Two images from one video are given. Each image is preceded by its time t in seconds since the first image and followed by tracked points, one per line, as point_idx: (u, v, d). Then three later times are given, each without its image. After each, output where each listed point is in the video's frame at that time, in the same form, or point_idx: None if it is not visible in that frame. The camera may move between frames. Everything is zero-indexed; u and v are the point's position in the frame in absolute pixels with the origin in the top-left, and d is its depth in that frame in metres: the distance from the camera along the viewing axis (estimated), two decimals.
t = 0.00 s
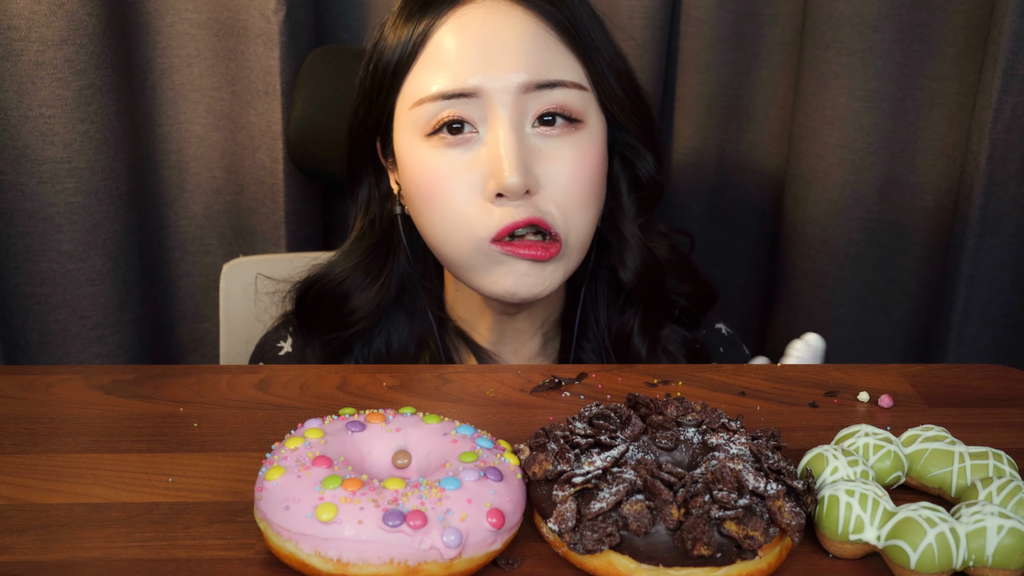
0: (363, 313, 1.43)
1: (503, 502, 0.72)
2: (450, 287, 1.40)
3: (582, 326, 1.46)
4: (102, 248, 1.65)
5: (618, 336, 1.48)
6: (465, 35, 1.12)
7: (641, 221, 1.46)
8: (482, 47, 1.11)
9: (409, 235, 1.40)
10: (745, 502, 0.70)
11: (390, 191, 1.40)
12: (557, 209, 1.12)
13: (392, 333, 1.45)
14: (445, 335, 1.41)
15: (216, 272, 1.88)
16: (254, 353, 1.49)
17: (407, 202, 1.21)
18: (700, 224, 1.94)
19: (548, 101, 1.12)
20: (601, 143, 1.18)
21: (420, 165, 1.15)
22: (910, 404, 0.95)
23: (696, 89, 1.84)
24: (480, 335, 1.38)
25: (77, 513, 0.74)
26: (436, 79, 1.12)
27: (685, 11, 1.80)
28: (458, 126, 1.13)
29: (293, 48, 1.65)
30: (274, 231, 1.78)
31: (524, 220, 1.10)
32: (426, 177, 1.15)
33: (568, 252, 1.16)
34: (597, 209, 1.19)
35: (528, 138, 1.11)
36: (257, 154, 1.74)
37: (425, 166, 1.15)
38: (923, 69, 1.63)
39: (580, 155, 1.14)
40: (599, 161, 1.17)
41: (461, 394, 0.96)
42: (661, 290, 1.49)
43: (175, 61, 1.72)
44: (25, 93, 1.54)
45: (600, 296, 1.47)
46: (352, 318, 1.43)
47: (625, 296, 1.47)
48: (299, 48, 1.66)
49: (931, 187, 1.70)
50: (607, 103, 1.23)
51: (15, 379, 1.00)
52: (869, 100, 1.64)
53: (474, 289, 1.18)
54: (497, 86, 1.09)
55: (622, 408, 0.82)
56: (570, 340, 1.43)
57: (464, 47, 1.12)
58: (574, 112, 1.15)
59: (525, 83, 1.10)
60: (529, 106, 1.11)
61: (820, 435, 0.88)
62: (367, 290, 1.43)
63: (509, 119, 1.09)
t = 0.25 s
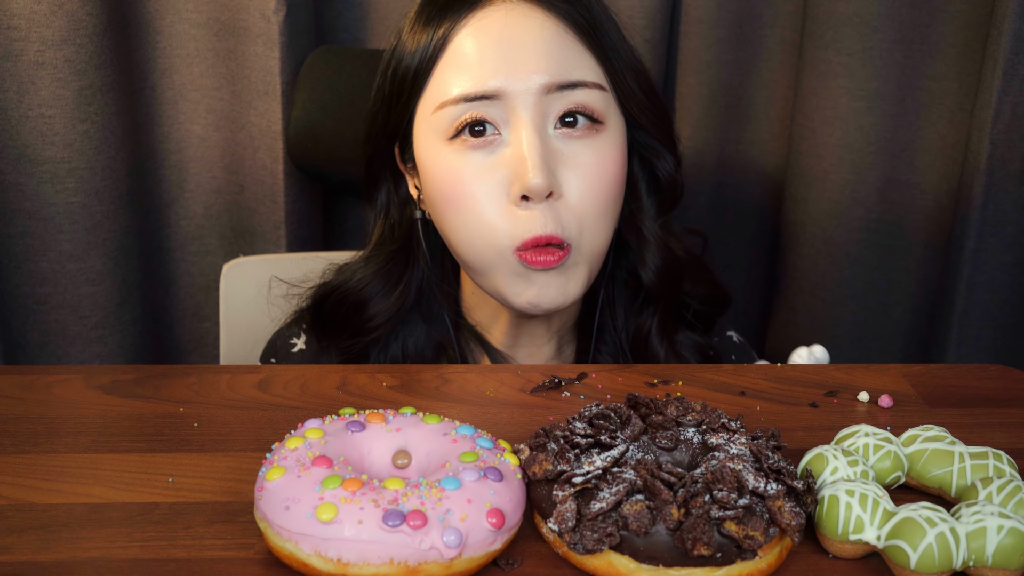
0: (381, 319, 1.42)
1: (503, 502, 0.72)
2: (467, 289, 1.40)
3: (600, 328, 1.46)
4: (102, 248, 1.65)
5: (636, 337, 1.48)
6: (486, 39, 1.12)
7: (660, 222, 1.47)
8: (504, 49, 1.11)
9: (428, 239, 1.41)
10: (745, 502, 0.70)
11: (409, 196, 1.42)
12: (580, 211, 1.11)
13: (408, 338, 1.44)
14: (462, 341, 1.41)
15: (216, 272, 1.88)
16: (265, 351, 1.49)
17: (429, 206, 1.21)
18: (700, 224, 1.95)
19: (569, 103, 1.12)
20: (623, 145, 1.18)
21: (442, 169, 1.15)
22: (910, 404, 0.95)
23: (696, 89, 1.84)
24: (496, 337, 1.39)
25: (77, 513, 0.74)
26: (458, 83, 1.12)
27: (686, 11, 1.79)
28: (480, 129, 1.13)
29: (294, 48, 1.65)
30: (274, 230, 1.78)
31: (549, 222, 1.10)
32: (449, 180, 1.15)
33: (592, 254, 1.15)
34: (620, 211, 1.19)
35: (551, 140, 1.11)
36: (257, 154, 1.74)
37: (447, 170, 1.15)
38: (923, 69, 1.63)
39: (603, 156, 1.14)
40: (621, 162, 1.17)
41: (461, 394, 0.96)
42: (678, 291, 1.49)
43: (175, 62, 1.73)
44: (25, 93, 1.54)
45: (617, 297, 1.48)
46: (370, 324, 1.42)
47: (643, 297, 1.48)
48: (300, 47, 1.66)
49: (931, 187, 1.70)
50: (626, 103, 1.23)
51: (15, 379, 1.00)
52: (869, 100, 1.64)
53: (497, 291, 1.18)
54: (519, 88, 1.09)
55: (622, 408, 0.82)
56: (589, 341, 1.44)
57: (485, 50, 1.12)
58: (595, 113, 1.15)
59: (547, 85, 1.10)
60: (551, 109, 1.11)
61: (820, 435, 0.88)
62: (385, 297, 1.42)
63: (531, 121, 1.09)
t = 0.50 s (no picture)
0: (392, 318, 1.43)
1: (503, 502, 0.72)
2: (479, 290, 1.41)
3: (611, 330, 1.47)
4: (102, 248, 1.65)
5: (648, 340, 1.48)
6: (498, 40, 1.12)
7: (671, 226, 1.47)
8: (516, 51, 1.10)
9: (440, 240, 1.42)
10: (745, 502, 0.70)
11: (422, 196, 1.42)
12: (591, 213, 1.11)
13: (420, 338, 1.44)
14: (473, 339, 1.42)
15: (216, 272, 1.88)
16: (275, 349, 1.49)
17: (441, 207, 1.22)
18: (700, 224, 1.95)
19: (581, 105, 1.12)
20: (635, 146, 1.18)
21: (454, 171, 1.16)
22: (910, 404, 0.95)
23: (696, 89, 1.83)
24: (508, 337, 1.40)
25: (77, 513, 0.74)
26: (469, 84, 1.12)
27: (686, 11, 1.79)
28: (492, 130, 1.13)
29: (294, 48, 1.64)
30: (274, 230, 1.78)
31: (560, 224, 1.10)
32: (460, 182, 1.15)
33: (603, 256, 1.15)
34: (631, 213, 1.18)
35: (562, 142, 1.10)
36: (257, 154, 1.74)
37: (459, 172, 1.15)
38: (923, 69, 1.63)
39: (614, 158, 1.13)
40: (632, 164, 1.17)
41: (462, 394, 0.96)
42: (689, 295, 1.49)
43: (175, 61, 1.73)
44: (25, 93, 1.54)
45: (628, 300, 1.48)
46: (382, 323, 1.43)
47: (655, 300, 1.48)
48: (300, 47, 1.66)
49: (931, 187, 1.70)
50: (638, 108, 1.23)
51: (15, 378, 1.00)
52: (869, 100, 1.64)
53: (508, 292, 1.18)
54: (531, 90, 1.09)
55: (622, 408, 0.82)
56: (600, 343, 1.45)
57: (497, 51, 1.12)
58: (607, 115, 1.15)
59: (558, 87, 1.09)
60: (563, 111, 1.10)
61: (820, 435, 0.88)
62: (397, 295, 1.43)
63: (542, 123, 1.09)
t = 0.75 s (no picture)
0: (401, 318, 1.43)
1: (503, 502, 0.72)
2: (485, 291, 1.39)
3: (618, 332, 1.45)
4: (102, 248, 1.65)
5: (654, 343, 1.48)
6: (508, 40, 1.12)
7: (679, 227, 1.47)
8: (525, 52, 1.11)
9: (448, 239, 1.41)
10: (745, 502, 0.70)
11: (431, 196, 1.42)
12: (598, 214, 1.11)
13: (427, 338, 1.44)
14: (480, 339, 1.41)
15: (216, 272, 1.88)
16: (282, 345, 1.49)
17: (448, 206, 1.22)
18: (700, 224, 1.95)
19: (589, 105, 1.12)
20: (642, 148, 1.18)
21: (461, 170, 1.16)
22: (910, 404, 0.95)
23: (696, 89, 1.83)
24: (513, 338, 1.39)
25: (77, 513, 0.74)
26: (478, 84, 1.13)
27: (685, 11, 1.79)
28: (500, 130, 1.13)
29: (294, 48, 1.64)
30: (274, 230, 1.78)
31: (567, 224, 1.10)
32: (468, 181, 1.15)
33: (610, 257, 1.15)
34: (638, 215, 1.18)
35: (570, 143, 1.10)
36: (257, 154, 1.74)
37: (466, 171, 1.15)
38: (923, 69, 1.63)
39: (622, 159, 1.13)
40: (640, 165, 1.17)
41: (461, 394, 0.96)
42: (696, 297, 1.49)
43: (175, 61, 1.73)
44: (25, 93, 1.55)
45: (635, 303, 1.46)
46: (390, 323, 1.43)
47: (663, 303, 1.47)
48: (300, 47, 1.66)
49: (931, 187, 1.69)
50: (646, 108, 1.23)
51: (14, 378, 1.00)
52: (869, 100, 1.64)
53: (516, 292, 1.17)
54: (539, 90, 1.09)
55: (622, 408, 0.82)
56: (608, 345, 1.44)
57: (506, 51, 1.12)
58: (615, 116, 1.15)
59: (567, 88, 1.10)
60: (571, 111, 1.11)
61: (820, 435, 0.88)
62: (406, 296, 1.43)
63: (551, 123, 1.09)
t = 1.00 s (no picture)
0: (404, 310, 1.44)
1: (503, 502, 0.72)
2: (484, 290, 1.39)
3: (619, 334, 1.45)
4: (102, 248, 1.65)
5: (656, 347, 1.48)
6: (515, 39, 1.12)
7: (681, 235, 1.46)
8: (532, 51, 1.11)
9: (452, 234, 1.41)
10: (745, 502, 0.70)
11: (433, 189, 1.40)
12: (597, 217, 1.11)
13: (431, 331, 1.44)
14: (481, 337, 1.42)
15: (216, 272, 1.88)
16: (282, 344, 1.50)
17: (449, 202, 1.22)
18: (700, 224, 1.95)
19: (594, 108, 1.12)
20: (646, 152, 1.18)
21: (463, 168, 1.16)
22: (910, 404, 0.95)
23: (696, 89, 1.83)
24: (515, 336, 1.37)
25: (77, 513, 0.74)
26: (483, 82, 1.13)
27: (685, 10, 1.78)
28: (503, 129, 1.13)
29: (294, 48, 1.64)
30: (274, 230, 1.77)
31: (566, 226, 1.10)
32: (469, 179, 1.15)
33: (608, 261, 1.15)
34: (638, 219, 1.18)
35: (572, 145, 1.11)
36: (258, 154, 1.74)
37: (467, 169, 1.15)
38: (923, 69, 1.63)
39: (624, 164, 1.14)
40: (642, 170, 1.17)
41: (462, 394, 0.96)
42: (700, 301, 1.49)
43: (175, 61, 1.73)
44: (25, 93, 1.55)
45: (636, 307, 1.47)
46: (394, 316, 1.44)
47: (665, 307, 1.47)
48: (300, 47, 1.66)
49: (932, 187, 1.69)
50: (652, 114, 1.22)
51: (14, 378, 1.00)
52: (869, 100, 1.64)
53: (513, 290, 1.18)
54: (544, 91, 1.09)
55: (622, 408, 0.82)
56: (609, 348, 1.43)
57: (513, 50, 1.12)
58: (620, 120, 1.15)
59: (572, 90, 1.10)
60: (575, 114, 1.11)
61: (820, 435, 0.88)
62: (410, 288, 1.44)
63: (554, 125, 1.09)
